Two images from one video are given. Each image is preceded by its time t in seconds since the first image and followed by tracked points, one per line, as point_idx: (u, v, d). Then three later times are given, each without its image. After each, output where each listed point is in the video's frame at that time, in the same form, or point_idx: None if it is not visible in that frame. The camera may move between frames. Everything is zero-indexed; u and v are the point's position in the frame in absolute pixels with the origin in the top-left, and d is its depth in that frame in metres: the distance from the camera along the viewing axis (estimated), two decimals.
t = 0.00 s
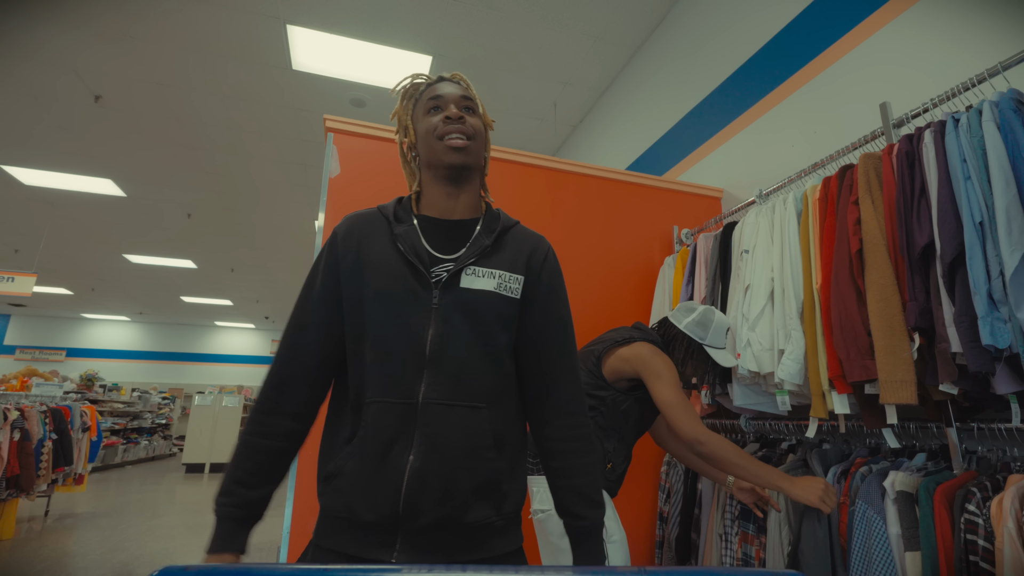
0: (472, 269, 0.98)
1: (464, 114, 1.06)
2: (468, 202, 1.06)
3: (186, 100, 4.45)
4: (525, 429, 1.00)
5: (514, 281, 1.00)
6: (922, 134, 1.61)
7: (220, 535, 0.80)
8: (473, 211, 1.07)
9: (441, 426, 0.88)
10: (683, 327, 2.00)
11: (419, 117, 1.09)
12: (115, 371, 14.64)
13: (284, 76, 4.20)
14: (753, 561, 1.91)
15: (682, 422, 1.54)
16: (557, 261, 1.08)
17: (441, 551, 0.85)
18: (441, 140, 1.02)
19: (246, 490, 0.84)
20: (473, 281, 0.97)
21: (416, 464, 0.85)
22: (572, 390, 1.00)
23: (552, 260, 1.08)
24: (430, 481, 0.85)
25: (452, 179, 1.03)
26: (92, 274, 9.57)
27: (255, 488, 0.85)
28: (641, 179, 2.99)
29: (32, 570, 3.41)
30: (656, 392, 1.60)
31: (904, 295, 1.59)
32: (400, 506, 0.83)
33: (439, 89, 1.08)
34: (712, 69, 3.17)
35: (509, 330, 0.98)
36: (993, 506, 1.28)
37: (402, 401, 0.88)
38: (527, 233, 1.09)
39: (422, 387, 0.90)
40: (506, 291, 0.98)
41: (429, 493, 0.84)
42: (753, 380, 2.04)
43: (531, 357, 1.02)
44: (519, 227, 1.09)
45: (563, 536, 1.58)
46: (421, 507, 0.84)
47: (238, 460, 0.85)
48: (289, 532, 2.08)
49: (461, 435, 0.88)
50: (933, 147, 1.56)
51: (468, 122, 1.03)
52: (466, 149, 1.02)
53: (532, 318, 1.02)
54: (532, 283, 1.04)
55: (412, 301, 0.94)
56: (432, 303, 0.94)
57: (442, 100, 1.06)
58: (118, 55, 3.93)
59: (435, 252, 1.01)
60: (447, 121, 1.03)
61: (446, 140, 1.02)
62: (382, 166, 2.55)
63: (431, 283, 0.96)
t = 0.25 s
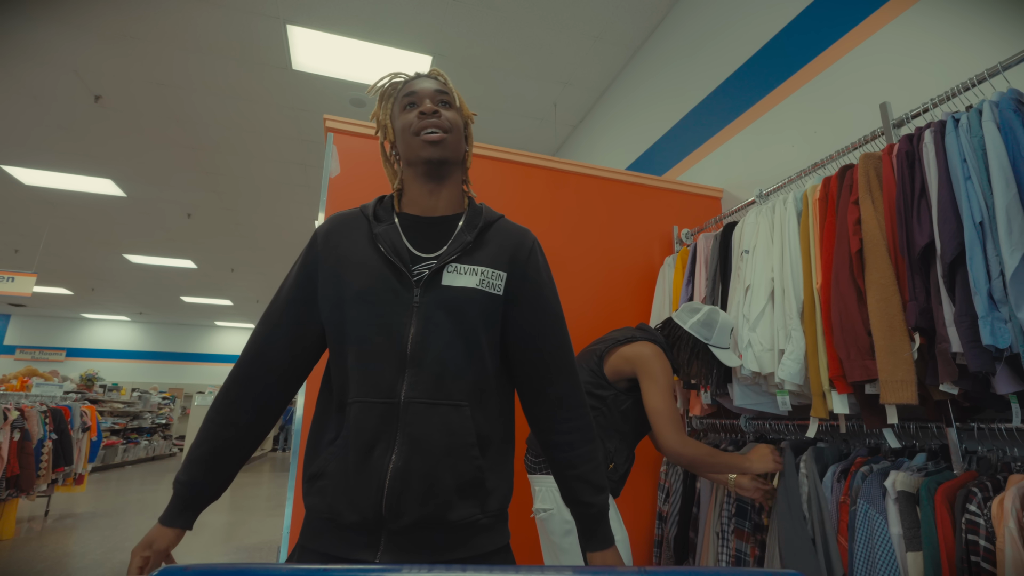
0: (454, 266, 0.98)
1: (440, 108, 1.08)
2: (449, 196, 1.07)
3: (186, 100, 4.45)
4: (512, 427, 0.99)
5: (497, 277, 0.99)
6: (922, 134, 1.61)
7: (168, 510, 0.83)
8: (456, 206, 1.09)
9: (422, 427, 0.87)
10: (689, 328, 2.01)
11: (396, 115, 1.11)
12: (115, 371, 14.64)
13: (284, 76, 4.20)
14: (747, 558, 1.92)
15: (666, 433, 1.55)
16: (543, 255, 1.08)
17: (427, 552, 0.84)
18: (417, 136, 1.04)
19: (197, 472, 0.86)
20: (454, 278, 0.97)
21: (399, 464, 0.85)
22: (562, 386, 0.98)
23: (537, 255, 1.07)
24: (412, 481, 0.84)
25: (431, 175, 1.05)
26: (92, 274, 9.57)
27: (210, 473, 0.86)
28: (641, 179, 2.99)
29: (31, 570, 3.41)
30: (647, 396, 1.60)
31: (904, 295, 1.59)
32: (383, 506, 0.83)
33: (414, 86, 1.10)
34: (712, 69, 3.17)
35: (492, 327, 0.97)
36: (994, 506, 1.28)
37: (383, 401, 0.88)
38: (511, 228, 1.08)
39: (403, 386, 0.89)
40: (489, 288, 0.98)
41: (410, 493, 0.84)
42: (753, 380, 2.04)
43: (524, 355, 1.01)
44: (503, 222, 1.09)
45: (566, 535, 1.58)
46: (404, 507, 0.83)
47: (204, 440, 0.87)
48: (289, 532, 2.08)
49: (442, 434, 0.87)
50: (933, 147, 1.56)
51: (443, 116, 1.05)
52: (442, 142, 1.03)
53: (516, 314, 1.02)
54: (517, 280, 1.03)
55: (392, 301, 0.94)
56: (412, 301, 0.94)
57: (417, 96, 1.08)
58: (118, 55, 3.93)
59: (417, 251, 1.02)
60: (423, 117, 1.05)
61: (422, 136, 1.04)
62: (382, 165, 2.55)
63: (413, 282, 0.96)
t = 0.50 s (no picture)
0: (442, 266, 0.98)
1: (428, 111, 1.07)
2: (436, 198, 1.06)
3: (186, 100, 4.45)
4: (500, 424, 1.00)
5: (482, 275, 1.00)
6: (922, 134, 1.61)
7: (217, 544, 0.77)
8: (443, 208, 1.08)
9: (409, 426, 0.88)
10: (690, 329, 2.02)
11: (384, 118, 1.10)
12: (115, 371, 14.64)
13: (284, 76, 4.20)
14: (745, 557, 1.92)
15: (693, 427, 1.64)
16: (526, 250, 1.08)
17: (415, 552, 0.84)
18: (405, 139, 1.03)
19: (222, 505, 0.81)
20: (442, 277, 0.97)
21: (388, 463, 0.85)
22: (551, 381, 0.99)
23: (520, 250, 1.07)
24: (400, 479, 0.85)
25: (419, 177, 1.04)
26: (92, 274, 9.57)
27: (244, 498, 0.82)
28: (641, 179, 2.99)
29: (31, 570, 3.41)
30: (666, 396, 1.63)
31: (904, 295, 1.59)
32: (372, 505, 0.84)
33: (402, 89, 1.08)
34: (712, 69, 3.17)
35: (480, 325, 0.97)
36: (994, 506, 1.28)
37: (371, 400, 0.89)
38: (496, 228, 1.09)
39: (392, 385, 0.90)
40: (475, 286, 0.99)
41: (399, 492, 0.85)
42: (754, 380, 2.04)
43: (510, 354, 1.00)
44: (488, 222, 1.09)
45: (567, 535, 1.56)
46: (392, 506, 0.84)
47: (224, 466, 0.83)
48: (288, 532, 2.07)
49: (430, 432, 0.88)
50: (933, 147, 1.56)
51: (430, 119, 1.04)
52: (428, 143, 1.02)
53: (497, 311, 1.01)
54: (501, 277, 1.03)
55: (381, 301, 0.95)
56: (401, 302, 0.95)
57: (403, 98, 1.07)
58: (118, 55, 3.93)
59: (403, 250, 1.01)
60: (411, 120, 1.04)
61: (410, 138, 1.03)
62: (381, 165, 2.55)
63: (401, 282, 0.97)
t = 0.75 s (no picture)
0: (435, 264, 0.99)
1: (416, 113, 1.06)
2: (428, 199, 1.07)
3: (186, 100, 4.45)
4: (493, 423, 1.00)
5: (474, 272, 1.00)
6: (922, 134, 1.61)
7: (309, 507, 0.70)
8: (436, 208, 1.08)
9: (402, 424, 0.87)
10: (688, 329, 2.02)
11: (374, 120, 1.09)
12: (115, 372, 14.64)
13: (284, 76, 4.19)
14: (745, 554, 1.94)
15: (705, 421, 1.63)
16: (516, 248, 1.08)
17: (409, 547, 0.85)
18: (394, 142, 1.03)
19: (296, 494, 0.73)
20: (436, 275, 0.98)
21: (380, 462, 0.85)
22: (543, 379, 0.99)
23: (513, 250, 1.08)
24: (393, 476, 0.85)
25: (410, 179, 1.04)
26: (92, 274, 9.57)
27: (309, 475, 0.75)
28: (641, 179, 2.99)
29: (31, 570, 3.41)
30: (674, 391, 1.63)
31: (904, 295, 1.59)
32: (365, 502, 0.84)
33: (390, 90, 1.07)
34: (712, 70, 3.17)
35: (472, 322, 0.97)
36: (994, 506, 1.28)
37: (365, 398, 0.89)
38: (488, 227, 1.09)
39: (385, 383, 0.90)
40: (468, 282, 0.99)
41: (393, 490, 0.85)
42: (754, 380, 2.04)
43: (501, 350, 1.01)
44: (481, 222, 1.10)
45: (569, 534, 1.58)
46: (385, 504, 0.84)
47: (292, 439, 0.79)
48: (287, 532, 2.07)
49: (423, 428, 0.88)
50: (933, 147, 1.56)
51: (419, 121, 1.03)
52: (418, 145, 1.02)
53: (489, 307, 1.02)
54: (492, 274, 1.03)
55: (376, 298, 0.95)
56: (395, 298, 0.95)
57: (392, 99, 1.06)
58: (118, 55, 3.92)
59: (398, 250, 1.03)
60: (400, 123, 1.03)
61: (399, 142, 1.02)
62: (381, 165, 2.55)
63: (396, 281, 0.97)
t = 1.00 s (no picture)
0: (438, 267, 0.99)
1: (419, 114, 1.02)
2: (430, 202, 1.05)
3: (186, 100, 4.45)
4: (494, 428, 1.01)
5: (479, 277, 1.01)
6: (922, 134, 1.61)
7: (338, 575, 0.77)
8: (439, 209, 1.06)
9: (405, 428, 0.88)
10: (689, 330, 2.01)
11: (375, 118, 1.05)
12: (115, 371, 14.64)
13: (284, 76, 4.19)
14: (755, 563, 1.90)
15: (702, 422, 1.63)
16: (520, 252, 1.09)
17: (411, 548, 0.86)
18: (395, 148, 1.00)
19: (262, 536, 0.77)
20: (439, 279, 0.98)
21: (382, 466, 0.85)
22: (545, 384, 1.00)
23: (516, 254, 1.08)
24: (395, 481, 0.86)
25: (411, 184, 1.02)
26: (92, 273, 9.57)
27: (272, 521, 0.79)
28: (641, 179, 2.99)
29: (32, 570, 3.41)
30: (673, 392, 1.63)
31: (904, 295, 1.59)
32: (366, 507, 0.84)
33: (392, 87, 1.02)
34: (712, 70, 3.17)
35: (474, 326, 0.98)
36: (993, 506, 1.28)
37: (366, 401, 0.89)
38: (492, 229, 1.09)
39: (387, 386, 0.90)
40: (472, 288, 0.99)
41: (394, 493, 0.85)
42: (754, 380, 2.04)
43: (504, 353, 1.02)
44: (485, 223, 1.10)
45: (570, 534, 1.56)
46: (387, 507, 0.85)
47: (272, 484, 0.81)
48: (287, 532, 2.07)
49: (427, 432, 0.89)
50: (933, 147, 1.56)
51: (421, 127, 0.99)
52: (421, 156, 1.00)
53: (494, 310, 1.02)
54: (499, 279, 1.04)
55: (378, 301, 0.95)
56: (398, 302, 0.95)
57: (395, 99, 1.01)
58: (118, 55, 3.92)
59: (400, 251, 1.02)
60: (401, 128, 1.00)
61: (401, 149, 0.99)
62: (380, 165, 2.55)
63: (398, 283, 0.97)
